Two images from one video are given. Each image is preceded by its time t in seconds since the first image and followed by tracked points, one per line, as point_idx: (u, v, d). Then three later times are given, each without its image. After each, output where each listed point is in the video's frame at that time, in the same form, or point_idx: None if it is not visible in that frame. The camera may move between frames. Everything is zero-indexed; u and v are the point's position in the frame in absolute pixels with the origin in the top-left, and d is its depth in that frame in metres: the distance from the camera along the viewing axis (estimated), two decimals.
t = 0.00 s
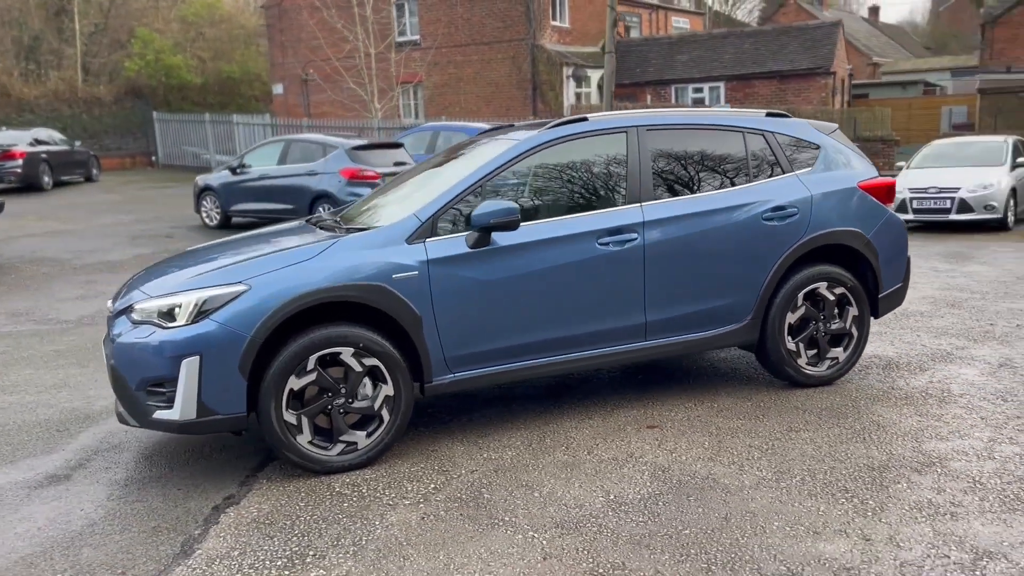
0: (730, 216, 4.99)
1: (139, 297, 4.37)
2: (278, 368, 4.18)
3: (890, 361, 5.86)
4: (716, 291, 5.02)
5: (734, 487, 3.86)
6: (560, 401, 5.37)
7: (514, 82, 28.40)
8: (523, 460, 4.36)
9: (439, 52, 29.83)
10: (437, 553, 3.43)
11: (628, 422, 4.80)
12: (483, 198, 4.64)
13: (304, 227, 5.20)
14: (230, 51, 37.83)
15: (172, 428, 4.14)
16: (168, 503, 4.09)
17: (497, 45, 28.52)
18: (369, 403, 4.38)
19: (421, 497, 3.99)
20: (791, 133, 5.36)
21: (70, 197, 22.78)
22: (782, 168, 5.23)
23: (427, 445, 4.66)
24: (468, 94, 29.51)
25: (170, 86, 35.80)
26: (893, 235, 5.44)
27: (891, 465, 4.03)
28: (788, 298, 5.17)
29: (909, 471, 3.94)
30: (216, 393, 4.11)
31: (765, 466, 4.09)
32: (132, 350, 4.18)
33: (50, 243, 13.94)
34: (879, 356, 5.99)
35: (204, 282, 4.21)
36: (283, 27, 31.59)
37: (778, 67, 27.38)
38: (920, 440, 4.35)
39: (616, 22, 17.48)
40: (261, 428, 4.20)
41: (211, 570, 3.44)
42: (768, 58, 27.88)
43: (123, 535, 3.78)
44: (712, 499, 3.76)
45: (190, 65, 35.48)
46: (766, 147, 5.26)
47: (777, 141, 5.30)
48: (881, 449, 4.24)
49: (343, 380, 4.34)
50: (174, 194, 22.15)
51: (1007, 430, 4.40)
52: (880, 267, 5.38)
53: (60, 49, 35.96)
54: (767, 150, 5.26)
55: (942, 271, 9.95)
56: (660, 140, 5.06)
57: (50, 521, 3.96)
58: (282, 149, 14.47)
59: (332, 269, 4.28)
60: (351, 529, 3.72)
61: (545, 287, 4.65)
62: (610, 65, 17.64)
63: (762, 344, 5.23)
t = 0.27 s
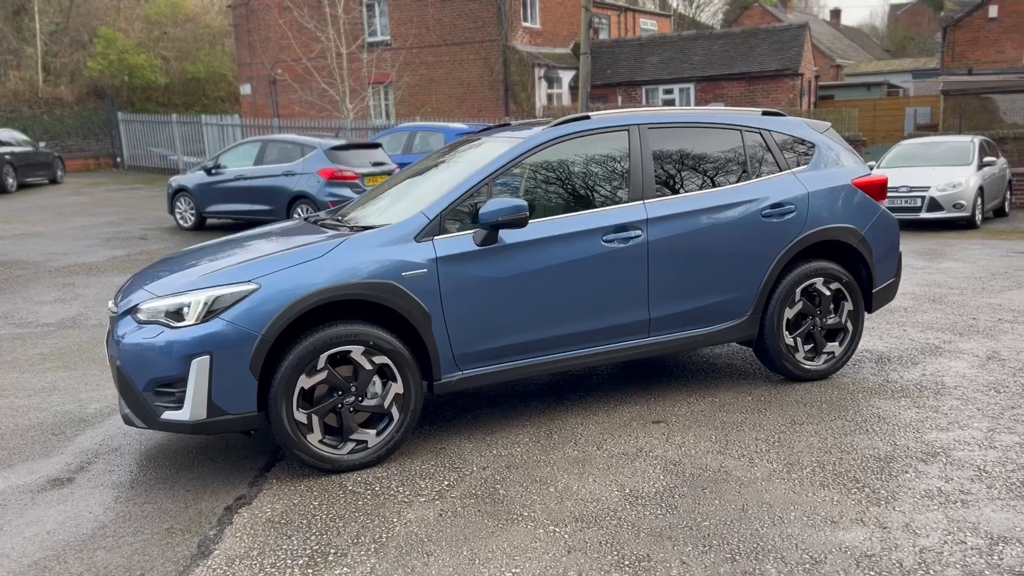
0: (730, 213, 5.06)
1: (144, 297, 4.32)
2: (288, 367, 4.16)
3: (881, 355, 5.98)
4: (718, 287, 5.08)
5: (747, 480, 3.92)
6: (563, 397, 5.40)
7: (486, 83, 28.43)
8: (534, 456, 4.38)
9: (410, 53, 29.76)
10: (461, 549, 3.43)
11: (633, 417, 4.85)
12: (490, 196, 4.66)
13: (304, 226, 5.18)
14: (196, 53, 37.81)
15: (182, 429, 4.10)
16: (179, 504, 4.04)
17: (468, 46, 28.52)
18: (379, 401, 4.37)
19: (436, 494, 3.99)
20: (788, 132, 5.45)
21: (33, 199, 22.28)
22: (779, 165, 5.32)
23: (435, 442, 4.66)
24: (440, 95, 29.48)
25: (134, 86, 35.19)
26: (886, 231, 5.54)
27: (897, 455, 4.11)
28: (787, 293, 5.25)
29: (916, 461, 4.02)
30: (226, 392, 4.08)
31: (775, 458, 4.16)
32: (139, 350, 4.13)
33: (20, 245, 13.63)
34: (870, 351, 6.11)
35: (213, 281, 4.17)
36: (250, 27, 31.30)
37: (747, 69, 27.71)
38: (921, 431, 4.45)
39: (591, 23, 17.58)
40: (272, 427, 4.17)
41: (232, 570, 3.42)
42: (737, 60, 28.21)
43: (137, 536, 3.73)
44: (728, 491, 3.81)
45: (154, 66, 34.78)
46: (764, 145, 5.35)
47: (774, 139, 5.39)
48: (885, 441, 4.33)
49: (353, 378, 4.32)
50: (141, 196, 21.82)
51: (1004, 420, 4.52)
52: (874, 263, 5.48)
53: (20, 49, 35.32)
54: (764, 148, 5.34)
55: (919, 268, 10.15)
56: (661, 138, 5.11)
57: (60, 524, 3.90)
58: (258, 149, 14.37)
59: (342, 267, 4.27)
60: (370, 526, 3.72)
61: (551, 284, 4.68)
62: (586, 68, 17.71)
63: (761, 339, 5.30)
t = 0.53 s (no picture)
0: (735, 210, 5.09)
1: (150, 296, 4.24)
2: (300, 366, 4.11)
3: (878, 349, 6.05)
4: (722, 283, 5.12)
5: (764, 473, 3.94)
6: (568, 395, 5.40)
7: (460, 84, 28.41)
8: (547, 453, 4.38)
9: (383, 52, 29.63)
10: (487, 546, 3.41)
11: (641, 414, 4.85)
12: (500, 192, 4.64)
13: (306, 225, 5.12)
14: (164, 53, 37.31)
15: (193, 430, 4.04)
16: (191, 506, 3.98)
17: (442, 46, 28.47)
18: (391, 400, 4.34)
19: (453, 492, 3.97)
20: (788, 128, 5.50)
21: None
22: (781, 162, 5.36)
23: (446, 441, 4.63)
24: (414, 95, 29.41)
25: (100, 87, 34.55)
26: (884, 227, 5.61)
27: (908, 447, 4.16)
28: (789, 289, 5.30)
29: (927, 453, 4.08)
30: (239, 393, 4.03)
31: (788, 452, 4.19)
32: (148, 351, 4.05)
33: None
34: (867, 345, 6.18)
35: (223, 279, 4.11)
36: (221, 26, 30.99)
37: (720, 70, 27.96)
38: (928, 423, 4.51)
39: (570, 23, 17.60)
40: (284, 427, 4.12)
41: (254, 571, 3.36)
42: (709, 61, 28.45)
43: (152, 539, 3.67)
44: (746, 485, 3.82)
45: (120, 65, 34.15)
46: (765, 141, 5.39)
47: (774, 135, 5.44)
48: (894, 433, 4.38)
49: (364, 376, 4.29)
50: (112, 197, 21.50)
51: (1007, 412, 4.60)
52: (873, 258, 5.54)
53: None
54: (765, 145, 5.39)
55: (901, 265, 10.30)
56: (665, 134, 5.13)
57: (70, 528, 3.82)
58: (238, 149, 14.20)
59: (354, 265, 4.23)
60: (389, 525, 3.68)
61: (560, 282, 4.68)
62: (565, 68, 17.75)
63: (764, 334, 5.34)
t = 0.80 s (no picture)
0: (741, 210, 5.14)
1: (164, 297, 4.19)
2: (318, 368, 4.08)
3: (877, 347, 6.13)
4: (729, 282, 5.16)
5: (783, 471, 3.97)
6: (576, 395, 5.41)
7: (438, 85, 28.38)
8: (564, 452, 4.38)
9: (360, 53, 29.50)
10: (515, 547, 3.40)
11: (652, 413, 4.87)
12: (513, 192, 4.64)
13: (312, 226, 5.08)
14: (134, 53, 36.77)
15: (210, 434, 4.00)
16: (209, 511, 3.94)
17: (420, 47, 28.40)
18: (406, 401, 4.32)
19: (474, 493, 3.96)
20: (791, 129, 5.56)
21: None
22: (785, 162, 5.42)
23: (459, 442, 4.62)
24: (392, 95, 29.33)
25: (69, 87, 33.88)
26: (884, 226, 5.69)
27: (921, 443, 4.22)
28: (794, 287, 5.35)
29: (940, 448, 4.14)
30: (257, 396, 3.99)
31: (804, 449, 4.22)
32: (163, 353, 4.00)
33: None
34: (866, 343, 6.25)
35: (239, 280, 4.07)
36: (195, 27, 30.66)
37: (696, 72, 28.16)
38: (937, 419, 4.57)
39: (551, 25, 17.61)
40: (302, 429, 4.09)
41: None
42: (686, 63, 28.65)
43: (174, 544, 3.63)
44: (766, 482, 3.85)
45: (90, 66, 33.50)
46: (769, 142, 5.44)
47: (778, 136, 5.49)
48: (905, 429, 4.44)
49: (381, 378, 4.27)
50: (86, 200, 21.19)
51: (1013, 407, 4.68)
52: (874, 257, 5.61)
53: None
54: (769, 145, 5.44)
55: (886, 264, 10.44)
56: (673, 134, 5.17)
57: (88, 535, 3.77)
58: (220, 150, 14.09)
59: (370, 266, 4.21)
60: (414, 527, 3.66)
61: (573, 283, 4.69)
62: (546, 69, 17.75)
63: (770, 332, 5.38)
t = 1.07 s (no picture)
0: (752, 205, 5.20)
1: (185, 293, 4.17)
2: (342, 362, 4.08)
3: (880, 340, 6.22)
4: (740, 276, 5.22)
5: (805, 459, 4.03)
6: (589, 388, 5.44)
7: (420, 85, 28.34)
8: (585, 445, 4.41)
9: (341, 53, 29.37)
10: (551, 537, 3.42)
11: (668, 405, 4.91)
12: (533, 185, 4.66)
13: (325, 222, 5.08)
14: (109, 54, 36.26)
15: (235, 429, 3.99)
16: (236, 506, 3.92)
17: (401, 47, 28.34)
18: (429, 396, 4.33)
19: (501, 485, 3.98)
20: (798, 125, 5.63)
21: None
22: (793, 158, 5.49)
23: (479, 435, 4.64)
24: (373, 95, 29.24)
25: (42, 88, 33.27)
26: (889, 220, 5.78)
27: (937, 431, 4.29)
28: (803, 281, 5.42)
29: (957, 436, 4.21)
30: (282, 391, 3.99)
31: (824, 439, 4.28)
32: (186, 349, 3.98)
33: None
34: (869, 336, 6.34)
35: (262, 275, 4.06)
36: (172, 26, 30.35)
37: (677, 72, 28.32)
38: (950, 408, 4.64)
39: (537, 25, 17.63)
40: (327, 424, 4.09)
41: (318, 568, 3.33)
42: (667, 63, 28.81)
43: (205, 540, 3.61)
44: (791, 472, 3.90)
45: (63, 65, 32.90)
46: (777, 137, 5.51)
47: (785, 132, 5.56)
48: (920, 419, 4.51)
49: (404, 372, 4.27)
50: (65, 200, 20.91)
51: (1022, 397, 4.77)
52: (879, 251, 5.70)
53: None
54: (777, 141, 5.51)
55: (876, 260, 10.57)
56: (684, 130, 5.22)
57: (116, 532, 3.74)
58: (207, 150, 13.99)
59: (392, 261, 4.22)
60: (443, 519, 3.67)
61: (590, 277, 4.72)
62: (532, 69, 17.72)
63: (779, 326, 5.45)
